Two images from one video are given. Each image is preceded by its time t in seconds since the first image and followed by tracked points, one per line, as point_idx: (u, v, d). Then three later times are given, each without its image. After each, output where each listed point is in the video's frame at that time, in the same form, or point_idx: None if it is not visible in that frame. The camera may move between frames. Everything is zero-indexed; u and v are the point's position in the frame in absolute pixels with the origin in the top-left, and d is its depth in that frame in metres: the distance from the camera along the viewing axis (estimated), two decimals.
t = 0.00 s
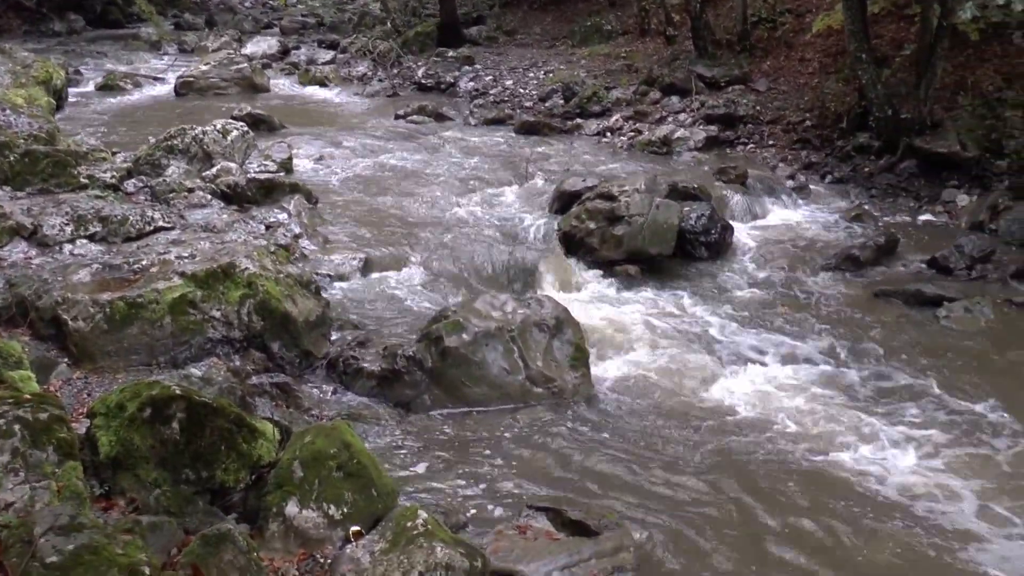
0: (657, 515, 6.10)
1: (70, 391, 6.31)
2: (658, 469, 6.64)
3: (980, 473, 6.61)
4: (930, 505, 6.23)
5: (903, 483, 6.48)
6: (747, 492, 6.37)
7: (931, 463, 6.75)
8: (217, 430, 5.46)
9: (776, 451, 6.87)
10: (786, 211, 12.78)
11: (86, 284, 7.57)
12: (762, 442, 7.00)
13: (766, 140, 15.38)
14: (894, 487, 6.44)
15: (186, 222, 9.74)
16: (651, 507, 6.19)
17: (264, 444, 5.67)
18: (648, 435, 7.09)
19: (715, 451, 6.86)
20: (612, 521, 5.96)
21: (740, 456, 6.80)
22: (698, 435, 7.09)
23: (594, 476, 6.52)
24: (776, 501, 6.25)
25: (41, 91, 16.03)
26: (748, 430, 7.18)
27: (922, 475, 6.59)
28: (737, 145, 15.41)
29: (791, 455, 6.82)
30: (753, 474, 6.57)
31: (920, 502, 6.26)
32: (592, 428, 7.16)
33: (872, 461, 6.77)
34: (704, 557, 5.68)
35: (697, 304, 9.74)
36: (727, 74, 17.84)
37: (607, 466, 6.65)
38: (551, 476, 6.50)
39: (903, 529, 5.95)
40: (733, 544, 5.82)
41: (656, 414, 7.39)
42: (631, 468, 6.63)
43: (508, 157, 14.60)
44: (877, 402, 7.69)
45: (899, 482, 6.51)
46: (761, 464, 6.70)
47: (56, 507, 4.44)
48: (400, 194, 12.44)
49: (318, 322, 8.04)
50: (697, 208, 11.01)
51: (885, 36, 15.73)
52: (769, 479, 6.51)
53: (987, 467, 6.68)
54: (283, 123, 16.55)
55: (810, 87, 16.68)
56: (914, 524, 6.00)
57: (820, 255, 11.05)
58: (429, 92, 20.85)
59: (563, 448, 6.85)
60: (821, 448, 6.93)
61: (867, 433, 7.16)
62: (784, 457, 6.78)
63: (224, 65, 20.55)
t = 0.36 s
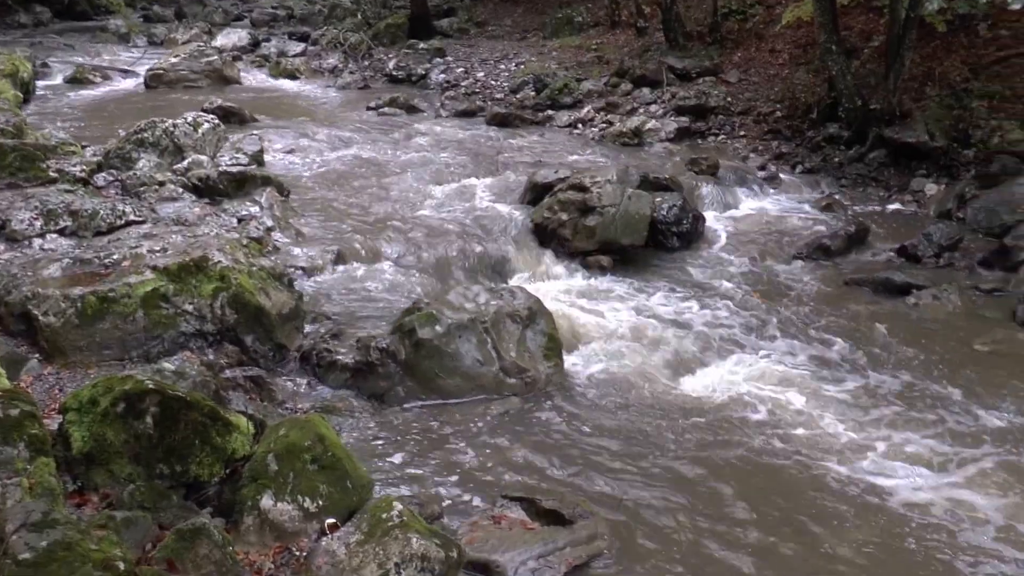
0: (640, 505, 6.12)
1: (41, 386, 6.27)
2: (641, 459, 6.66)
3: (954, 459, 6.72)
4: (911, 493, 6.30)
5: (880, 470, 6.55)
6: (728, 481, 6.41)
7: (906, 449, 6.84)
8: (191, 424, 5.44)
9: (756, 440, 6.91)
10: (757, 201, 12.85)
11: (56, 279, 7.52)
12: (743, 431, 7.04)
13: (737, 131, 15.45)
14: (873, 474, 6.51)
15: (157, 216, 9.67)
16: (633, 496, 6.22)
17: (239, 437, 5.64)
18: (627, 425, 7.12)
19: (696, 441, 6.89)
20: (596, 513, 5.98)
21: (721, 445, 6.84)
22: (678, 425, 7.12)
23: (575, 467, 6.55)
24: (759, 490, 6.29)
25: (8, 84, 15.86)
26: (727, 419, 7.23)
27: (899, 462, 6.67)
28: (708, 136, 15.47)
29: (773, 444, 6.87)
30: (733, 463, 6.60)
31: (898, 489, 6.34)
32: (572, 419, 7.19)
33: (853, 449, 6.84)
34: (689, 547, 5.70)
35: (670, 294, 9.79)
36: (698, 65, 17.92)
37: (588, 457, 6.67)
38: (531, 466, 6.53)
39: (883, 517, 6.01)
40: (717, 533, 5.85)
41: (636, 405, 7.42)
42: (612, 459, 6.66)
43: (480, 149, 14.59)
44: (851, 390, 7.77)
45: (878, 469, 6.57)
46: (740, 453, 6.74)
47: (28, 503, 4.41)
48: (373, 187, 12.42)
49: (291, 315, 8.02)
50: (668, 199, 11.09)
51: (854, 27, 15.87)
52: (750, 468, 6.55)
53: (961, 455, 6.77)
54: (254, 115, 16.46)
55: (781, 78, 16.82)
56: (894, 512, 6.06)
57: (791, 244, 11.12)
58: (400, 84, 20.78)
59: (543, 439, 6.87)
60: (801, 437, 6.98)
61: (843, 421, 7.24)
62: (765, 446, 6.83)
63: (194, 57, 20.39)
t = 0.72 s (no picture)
0: (629, 504, 6.07)
1: (12, 383, 6.24)
2: (627, 456, 6.61)
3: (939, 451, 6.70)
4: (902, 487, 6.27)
5: (857, 459, 6.59)
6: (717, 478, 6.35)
7: (887, 441, 6.83)
8: (165, 419, 5.42)
9: (742, 436, 6.86)
10: (728, 191, 12.91)
11: (27, 275, 7.48)
12: (730, 427, 7.00)
13: (708, 121, 15.52)
14: (863, 469, 6.47)
15: (128, 210, 9.62)
16: (622, 495, 6.15)
17: (214, 431, 5.63)
18: (613, 421, 7.06)
19: (682, 437, 6.84)
20: (584, 514, 5.93)
21: (707, 440, 6.80)
22: (664, 421, 7.06)
23: (561, 466, 6.48)
24: (748, 487, 6.24)
25: None
26: (712, 413, 7.19)
27: (880, 452, 6.68)
28: (678, 126, 15.53)
29: (761, 439, 6.83)
30: (722, 460, 6.55)
31: (888, 483, 6.31)
32: (556, 415, 7.13)
33: (828, 440, 6.85)
34: (681, 547, 5.65)
35: (641, 283, 9.84)
36: (668, 56, 17.99)
37: (575, 455, 6.61)
38: (515, 464, 6.47)
39: (875, 513, 5.98)
40: (708, 530, 5.80)
41: (621, 400, 7.36)
42: (596, 455, 6.61)
43: (452, 141, 14.57)
44: (822, 377, 7.85)
45: (855, 459, 6.60)
46: (729, 449, 6.69)
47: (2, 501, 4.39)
48: (345, 179, 12.39)
49: (265, 308, 8.00)
50: (640, 189, 11.14)
51: (823, 19, 15.99)
52: (738, 464, 6.51)
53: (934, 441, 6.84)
54: (225, 108, 16.36)
55: (751, 69, 16.95)
56: (885, 507, 6.04)
57: (762, 233, 11.20)
58: (371, 76, 20.71)
59: (528, 437, 6.81)
60: (789, 433, 6.94)
61: (828, 416, 7.21)
62: (753, 442, 6.78)
63: (163, 50, 20.24)
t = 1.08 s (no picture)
0: (626, 511, 5.89)
1: None
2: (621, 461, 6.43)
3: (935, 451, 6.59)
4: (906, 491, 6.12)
5: (837, 450, 6.60)
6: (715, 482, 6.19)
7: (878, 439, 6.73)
8: (136, 417, 5.34)
9: (737, 439, 6.71)
10: (699, 181, 12.92)
11: None
12: (724, 429, 6.83)
13: (678, 112, 15.53)
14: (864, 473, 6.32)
15: (95, 206, 9.50)
16: (621, 504, 5.97)
17: (185, 429, 5.55)
18: (605, 425, 6.87)
19: (675, 440, 6.68)
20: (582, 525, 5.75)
21: (698, 443, 6.65)
22: (656, 425, 6.88)
23: (555, 471, 6.31)
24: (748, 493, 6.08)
25: None
26: (705, 414, 7.03)
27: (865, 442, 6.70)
28: (649, 117, 15.53)
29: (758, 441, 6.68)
30: (708, 453, 6.51)
31: (891, 487, 6.16)
32: (545, 419, 6.95)
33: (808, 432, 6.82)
34: (682, 557, 5.47)
35: (613, 274, 9.85)
36: (637, 47, 17.99)
37: (568, 461, 6.43)
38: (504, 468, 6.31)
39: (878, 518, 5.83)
40: (709, 538, 5.63)
41: (611, 402, 7.20)
42: (588, 461, 6.42)
43: (423, 133, 14.50)
44: (796, 366, 7.87)
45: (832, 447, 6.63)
46: (715, 442, 6.65)
47: None
48: (315, 172, 12.30)
49: (236, 303, 7.93)
50: (612, 180, 11.11)
51: (792, 8, 16.05)
52: (719, 453, 6.52)
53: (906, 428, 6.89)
54: (191, 102, 16.20)
55: (721, 58, 17.07)
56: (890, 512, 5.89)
57: (734, 223, 11.22)
58: (340, 68, 20.57)
59: (517, 444, 6.63)
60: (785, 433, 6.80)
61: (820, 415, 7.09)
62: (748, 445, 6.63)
63: (128, 43, 20.02)
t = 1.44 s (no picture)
0: (638, 529, 5.63)
1: None
2: (629, 475, 6.17)
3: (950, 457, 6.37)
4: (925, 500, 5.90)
5: (819, 442, 6.57)
6: (728, 496, 5.95)
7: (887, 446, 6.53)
8: (104, 416, 5.26)
9: (747, 448, 6.46)
10: (669, 171, 12.92)
11: None
12: (732, 438, 6.59)
13: (647, 103, 15.53)
14: (880, 482, 6.10)
15: (59, 203, 9.38)
16: (622, 510, 5.81)
17: (156, 428, 5.47)
18: (609, 437, 6.61)
19: (684, 452, 6.42)
20: (593, 544, 5.49)
21: (687, 433, 6.63)
22: (662, 435, 6.62)
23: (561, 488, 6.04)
24: (763, 507, 5.83)
25: None
26: (711, 422, 6.79)
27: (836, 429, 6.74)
28: (618, 108, 15.52)
29: (767, 451, 6.44)
30: (697, 444, 6.50)
31: (919, 501, 5.90)
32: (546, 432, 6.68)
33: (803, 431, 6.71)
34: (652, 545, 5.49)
35: (583, 266, 9.83)
36: (605, 38, 17.98)
37: (573, 476, 6.16)
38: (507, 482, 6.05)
39: (902, 530, 5.60)
40: (728, 556, 5.38)
41: (614, 412, 6.93)
42: (574, 459, 6.35)
43: (391, 126, 14.43)
44: (768, 355, 7.89)
45: (809, 437, 6.63)
46: (704, 433, 6.63)
47: None
48: (282, 166, 12.20)
49: (204, 300, 7.85)
50: (581, 171, 11.10)
51: None
52: (707, 443, 6.51)
53: (880, 416, 6.92)
54: (156, 96, 16.04)
55: (689, 49, 17.15)
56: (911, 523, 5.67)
57: (704, 213, 11.24)
58: (306, 61, 20.43)
59: (509, 449, 6.46)
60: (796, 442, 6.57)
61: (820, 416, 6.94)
62: (758, 455, 6.38)
63: (91, 37, 19.79)
